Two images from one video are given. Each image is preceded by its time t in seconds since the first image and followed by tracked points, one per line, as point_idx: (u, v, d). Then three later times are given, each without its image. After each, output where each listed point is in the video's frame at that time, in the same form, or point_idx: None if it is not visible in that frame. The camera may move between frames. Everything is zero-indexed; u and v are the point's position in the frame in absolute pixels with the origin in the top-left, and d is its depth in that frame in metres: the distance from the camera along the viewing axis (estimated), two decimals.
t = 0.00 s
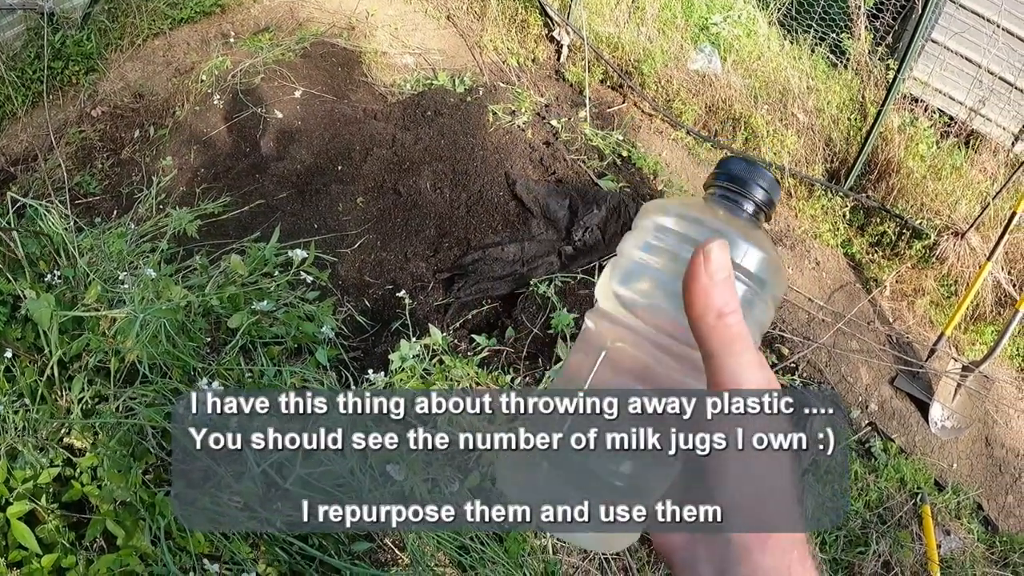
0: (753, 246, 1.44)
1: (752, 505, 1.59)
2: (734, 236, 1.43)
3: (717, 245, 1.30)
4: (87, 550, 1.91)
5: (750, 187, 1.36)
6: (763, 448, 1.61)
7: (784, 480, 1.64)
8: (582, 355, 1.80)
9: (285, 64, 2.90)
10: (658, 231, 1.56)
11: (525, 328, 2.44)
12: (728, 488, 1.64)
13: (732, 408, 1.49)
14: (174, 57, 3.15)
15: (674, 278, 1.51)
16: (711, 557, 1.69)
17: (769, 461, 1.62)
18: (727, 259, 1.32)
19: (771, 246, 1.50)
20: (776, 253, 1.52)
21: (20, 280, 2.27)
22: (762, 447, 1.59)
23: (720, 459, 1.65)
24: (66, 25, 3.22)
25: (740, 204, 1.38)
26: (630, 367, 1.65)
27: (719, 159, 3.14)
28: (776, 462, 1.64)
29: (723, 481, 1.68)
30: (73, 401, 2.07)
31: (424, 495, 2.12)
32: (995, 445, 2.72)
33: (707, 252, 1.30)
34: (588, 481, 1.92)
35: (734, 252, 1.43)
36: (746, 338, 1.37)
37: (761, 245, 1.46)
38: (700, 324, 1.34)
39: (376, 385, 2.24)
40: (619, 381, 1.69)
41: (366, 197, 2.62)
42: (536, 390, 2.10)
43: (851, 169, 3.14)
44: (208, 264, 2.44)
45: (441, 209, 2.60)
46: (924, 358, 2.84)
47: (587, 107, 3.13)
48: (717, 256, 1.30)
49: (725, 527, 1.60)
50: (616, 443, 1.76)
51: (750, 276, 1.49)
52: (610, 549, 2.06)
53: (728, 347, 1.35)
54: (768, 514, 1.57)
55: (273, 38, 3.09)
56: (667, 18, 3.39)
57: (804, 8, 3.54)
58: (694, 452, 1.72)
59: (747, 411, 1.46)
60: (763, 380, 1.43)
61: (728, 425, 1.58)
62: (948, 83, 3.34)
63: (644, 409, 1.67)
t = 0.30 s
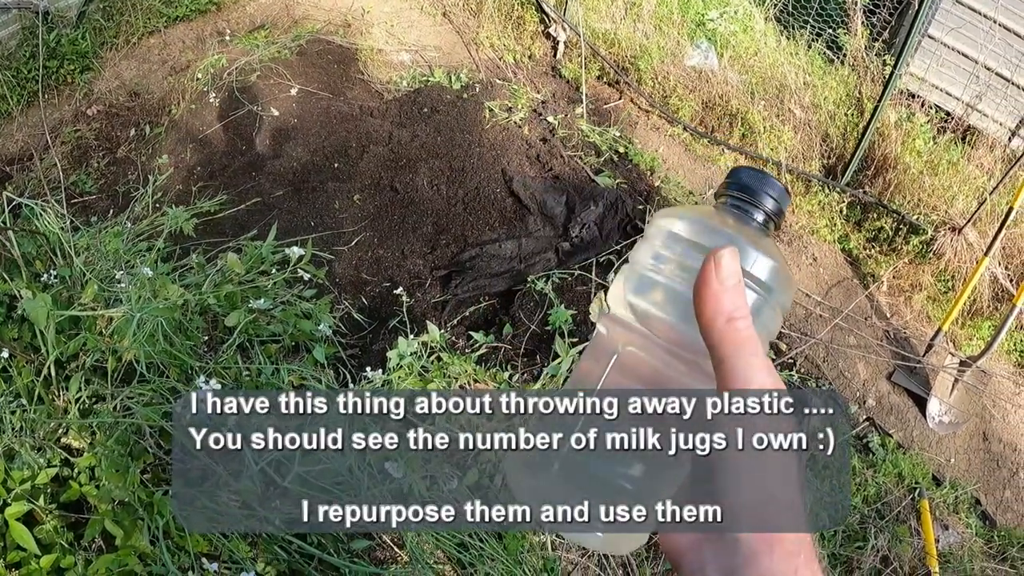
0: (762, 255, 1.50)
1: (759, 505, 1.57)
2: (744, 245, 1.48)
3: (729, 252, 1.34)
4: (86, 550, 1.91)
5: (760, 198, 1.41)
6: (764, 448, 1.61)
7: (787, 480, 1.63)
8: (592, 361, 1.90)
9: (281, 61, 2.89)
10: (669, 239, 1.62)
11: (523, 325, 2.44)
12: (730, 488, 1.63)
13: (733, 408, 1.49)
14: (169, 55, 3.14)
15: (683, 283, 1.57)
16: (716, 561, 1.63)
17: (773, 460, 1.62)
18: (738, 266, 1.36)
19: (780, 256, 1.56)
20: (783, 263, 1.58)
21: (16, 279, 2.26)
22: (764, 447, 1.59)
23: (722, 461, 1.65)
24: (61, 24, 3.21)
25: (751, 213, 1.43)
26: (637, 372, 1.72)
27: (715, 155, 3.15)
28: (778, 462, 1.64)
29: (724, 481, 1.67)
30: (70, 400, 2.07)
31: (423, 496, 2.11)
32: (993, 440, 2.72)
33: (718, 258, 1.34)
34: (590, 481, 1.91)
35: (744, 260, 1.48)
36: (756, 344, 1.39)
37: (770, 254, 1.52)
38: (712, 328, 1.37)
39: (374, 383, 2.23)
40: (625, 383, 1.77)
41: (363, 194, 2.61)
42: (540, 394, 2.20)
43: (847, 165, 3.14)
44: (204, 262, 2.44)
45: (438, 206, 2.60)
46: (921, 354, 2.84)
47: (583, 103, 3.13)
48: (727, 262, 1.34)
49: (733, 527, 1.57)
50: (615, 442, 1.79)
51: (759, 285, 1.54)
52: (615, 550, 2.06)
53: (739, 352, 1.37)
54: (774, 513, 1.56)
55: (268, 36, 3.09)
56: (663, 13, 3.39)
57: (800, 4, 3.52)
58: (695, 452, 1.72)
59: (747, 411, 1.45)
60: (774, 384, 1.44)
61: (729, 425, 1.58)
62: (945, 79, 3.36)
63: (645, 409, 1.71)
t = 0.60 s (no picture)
0: (758, 266, 1.52)
1: (761, 507, 1.55)
2: (740, 257, 1.50)
3: (725, 264, 1.34)
4: (84, 546, 1.91)
5: (755, 209, 1.43)
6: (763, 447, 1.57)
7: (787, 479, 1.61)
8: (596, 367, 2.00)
9: (280, 56, 2.88)
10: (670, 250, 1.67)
11: (523, 321, 2.43)
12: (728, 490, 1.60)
13: (731, 409, 1.47)
14: (168, 49, 3.13)
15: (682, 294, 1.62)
16: (718, 565, 1.61)
17: (773, 459, 1.58)
18: (734, 277, 1.36)
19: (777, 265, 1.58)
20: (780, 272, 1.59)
21: (14, 274, 2.25)
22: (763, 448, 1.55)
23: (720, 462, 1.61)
24: (60, 19, 3.21)
25: (747, 225, 1.45)
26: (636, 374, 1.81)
27: (715, 152, 3.15)
28: (778, 461, 1.60)
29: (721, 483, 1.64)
30: (68, 396, 2.06)
31: (423, 493, 2.11)
32: (991, 437, 2.73)
33: (715, 271, 1.34)
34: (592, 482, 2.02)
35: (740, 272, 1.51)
36: (752, 353, 1.40)
37: (767, 265, 1.54)
38: (708, 339, 1.38)
39: (373, 378, 2.23)
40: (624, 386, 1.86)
41: (362, 189, 2.60)
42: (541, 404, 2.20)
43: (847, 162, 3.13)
44: (203, 257, 2.43)
45: (437, 201, 2.59)
46: (920, 351, 2.84)
47: (583, 99, 3.12)
48: (724, 275, 1.34)
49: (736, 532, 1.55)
50: (615, 442, 1.93)
51: (755, 295, 1.57)
52: (615, 559, 2.14)
53: (735, 362, 1.38)
54: (776, 515, 1.54)
55: (268, 30, 3.08)
56: (663, 10, 3.40)
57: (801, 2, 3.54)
58: (693, 452, 1.72)
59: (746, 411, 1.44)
60: (770, 387, 1.45)
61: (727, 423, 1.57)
62: (945, 76, 3.35)
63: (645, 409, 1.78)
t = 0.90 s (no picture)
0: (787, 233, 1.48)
1: (775, 504, 1.60)
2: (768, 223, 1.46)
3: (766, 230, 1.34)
4: (87, 549, 1.91)
5: (786, 175, 1.39)
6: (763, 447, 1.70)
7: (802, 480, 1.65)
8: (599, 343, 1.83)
9: (279, 58, 2.89)
10: (687, 216, 1.60)
11: (524, 321, 2.43)
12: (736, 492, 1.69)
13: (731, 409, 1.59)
14: (167, 52, 3.13)
15: (704, 262, 1.56)
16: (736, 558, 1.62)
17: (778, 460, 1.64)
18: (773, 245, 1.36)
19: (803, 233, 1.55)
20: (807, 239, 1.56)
21: (15, 278, 2.25)
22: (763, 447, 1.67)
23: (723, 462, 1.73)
24: (58, 23, 3.21)
25: (775, 191, 1.39)
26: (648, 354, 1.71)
27: (714, 151, 3.15)
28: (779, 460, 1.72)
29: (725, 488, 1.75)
30: (70, 399, 2.07)
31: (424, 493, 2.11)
32: (993, 434, 2.73)
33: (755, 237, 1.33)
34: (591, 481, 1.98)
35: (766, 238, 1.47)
36: (786, 327, 1.40)
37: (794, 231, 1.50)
38: (745, 311, 1.37)
39: (375, 379, 2.23)
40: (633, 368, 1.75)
41: (362, 190, 2.61)
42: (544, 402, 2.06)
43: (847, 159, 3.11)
44: (204, 260, 2.43)
45: (437, 202, 2.60)
46: (921, 348, 2.85)
47: (583, 99, 3.12)
48: (764, 242, 1.33)
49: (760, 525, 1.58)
50: (615, 442, 1.85)
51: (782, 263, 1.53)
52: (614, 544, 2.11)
53: (770, 335, 1.38)
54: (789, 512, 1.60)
55: (266, 33, 3.08)
56: (662, 10, 3.40)
57: None
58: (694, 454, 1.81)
59: (746, 410, 1.54)
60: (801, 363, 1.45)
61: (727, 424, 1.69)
62: (944, 73, 3.34)
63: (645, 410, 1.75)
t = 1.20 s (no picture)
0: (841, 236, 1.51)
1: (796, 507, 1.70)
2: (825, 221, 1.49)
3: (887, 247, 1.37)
4: (92, 552, 1.92)
5: (852, 180, 1.42)
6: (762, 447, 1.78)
7: (797, 480, 1.78)
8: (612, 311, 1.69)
9: (282, 62, 2.90)
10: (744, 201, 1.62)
11: (528, 324, 2.42)
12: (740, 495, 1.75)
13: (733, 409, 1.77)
14: (170, 57, 3.15)
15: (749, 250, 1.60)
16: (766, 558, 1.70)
17: (776, 459, 1.79)
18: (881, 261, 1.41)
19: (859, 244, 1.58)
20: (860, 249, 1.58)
21: (20, 282, 2.26)
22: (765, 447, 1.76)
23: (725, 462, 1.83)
24: (61, 27, 3.22)
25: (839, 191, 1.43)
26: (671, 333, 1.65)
27: (717, 153, 3.15)
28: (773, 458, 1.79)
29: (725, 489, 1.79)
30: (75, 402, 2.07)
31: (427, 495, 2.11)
32: (998, 434, 2.72)
33: (880, 252, 1.36)
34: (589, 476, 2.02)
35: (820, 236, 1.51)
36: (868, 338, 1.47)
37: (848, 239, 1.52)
38: (844, 318, 1.42)
39: (379, 383, 2.24)
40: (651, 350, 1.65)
41: (365, 193, 2.61)
42: (524, 389, 1.95)
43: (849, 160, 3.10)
44: (208, 263, 2.44)
45: (440, 205, 2.60)
46: (925, 349, 2.84)
47: (586, 101, 3.13)
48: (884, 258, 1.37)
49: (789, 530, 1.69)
50: (615, 442, 1.85)
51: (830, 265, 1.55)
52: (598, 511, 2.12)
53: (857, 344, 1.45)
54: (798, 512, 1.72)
55: (269, 37, 3.09)
56: (664, 11, 3.39)
57: None
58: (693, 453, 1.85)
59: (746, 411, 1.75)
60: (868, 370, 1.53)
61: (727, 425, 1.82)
62: (946, 73, 3.34)
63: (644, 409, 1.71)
